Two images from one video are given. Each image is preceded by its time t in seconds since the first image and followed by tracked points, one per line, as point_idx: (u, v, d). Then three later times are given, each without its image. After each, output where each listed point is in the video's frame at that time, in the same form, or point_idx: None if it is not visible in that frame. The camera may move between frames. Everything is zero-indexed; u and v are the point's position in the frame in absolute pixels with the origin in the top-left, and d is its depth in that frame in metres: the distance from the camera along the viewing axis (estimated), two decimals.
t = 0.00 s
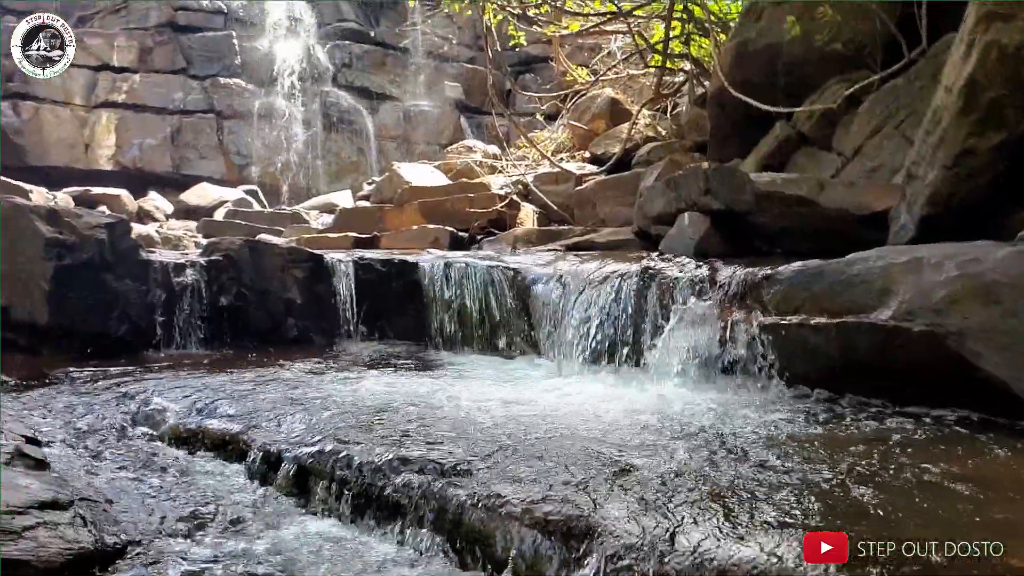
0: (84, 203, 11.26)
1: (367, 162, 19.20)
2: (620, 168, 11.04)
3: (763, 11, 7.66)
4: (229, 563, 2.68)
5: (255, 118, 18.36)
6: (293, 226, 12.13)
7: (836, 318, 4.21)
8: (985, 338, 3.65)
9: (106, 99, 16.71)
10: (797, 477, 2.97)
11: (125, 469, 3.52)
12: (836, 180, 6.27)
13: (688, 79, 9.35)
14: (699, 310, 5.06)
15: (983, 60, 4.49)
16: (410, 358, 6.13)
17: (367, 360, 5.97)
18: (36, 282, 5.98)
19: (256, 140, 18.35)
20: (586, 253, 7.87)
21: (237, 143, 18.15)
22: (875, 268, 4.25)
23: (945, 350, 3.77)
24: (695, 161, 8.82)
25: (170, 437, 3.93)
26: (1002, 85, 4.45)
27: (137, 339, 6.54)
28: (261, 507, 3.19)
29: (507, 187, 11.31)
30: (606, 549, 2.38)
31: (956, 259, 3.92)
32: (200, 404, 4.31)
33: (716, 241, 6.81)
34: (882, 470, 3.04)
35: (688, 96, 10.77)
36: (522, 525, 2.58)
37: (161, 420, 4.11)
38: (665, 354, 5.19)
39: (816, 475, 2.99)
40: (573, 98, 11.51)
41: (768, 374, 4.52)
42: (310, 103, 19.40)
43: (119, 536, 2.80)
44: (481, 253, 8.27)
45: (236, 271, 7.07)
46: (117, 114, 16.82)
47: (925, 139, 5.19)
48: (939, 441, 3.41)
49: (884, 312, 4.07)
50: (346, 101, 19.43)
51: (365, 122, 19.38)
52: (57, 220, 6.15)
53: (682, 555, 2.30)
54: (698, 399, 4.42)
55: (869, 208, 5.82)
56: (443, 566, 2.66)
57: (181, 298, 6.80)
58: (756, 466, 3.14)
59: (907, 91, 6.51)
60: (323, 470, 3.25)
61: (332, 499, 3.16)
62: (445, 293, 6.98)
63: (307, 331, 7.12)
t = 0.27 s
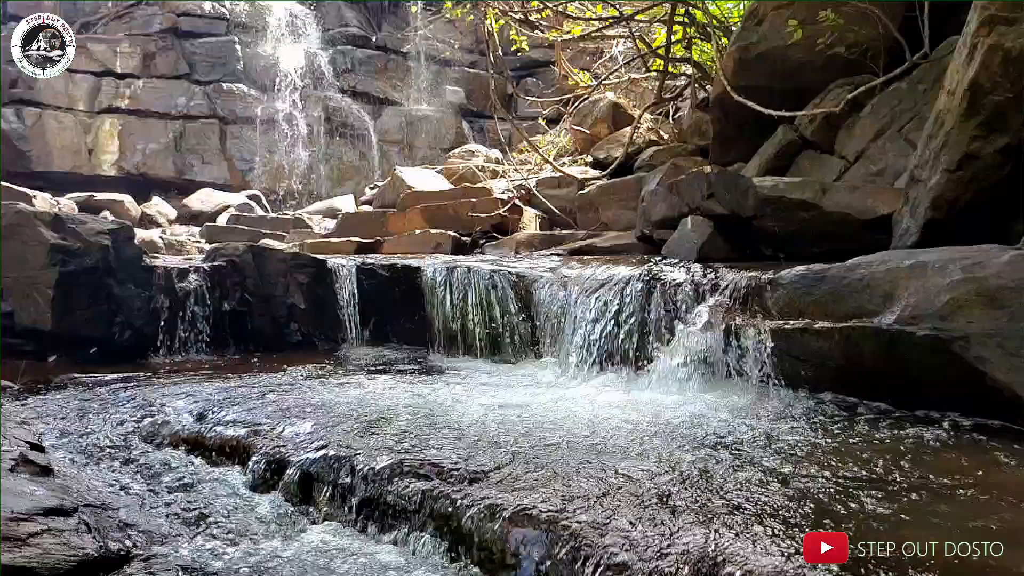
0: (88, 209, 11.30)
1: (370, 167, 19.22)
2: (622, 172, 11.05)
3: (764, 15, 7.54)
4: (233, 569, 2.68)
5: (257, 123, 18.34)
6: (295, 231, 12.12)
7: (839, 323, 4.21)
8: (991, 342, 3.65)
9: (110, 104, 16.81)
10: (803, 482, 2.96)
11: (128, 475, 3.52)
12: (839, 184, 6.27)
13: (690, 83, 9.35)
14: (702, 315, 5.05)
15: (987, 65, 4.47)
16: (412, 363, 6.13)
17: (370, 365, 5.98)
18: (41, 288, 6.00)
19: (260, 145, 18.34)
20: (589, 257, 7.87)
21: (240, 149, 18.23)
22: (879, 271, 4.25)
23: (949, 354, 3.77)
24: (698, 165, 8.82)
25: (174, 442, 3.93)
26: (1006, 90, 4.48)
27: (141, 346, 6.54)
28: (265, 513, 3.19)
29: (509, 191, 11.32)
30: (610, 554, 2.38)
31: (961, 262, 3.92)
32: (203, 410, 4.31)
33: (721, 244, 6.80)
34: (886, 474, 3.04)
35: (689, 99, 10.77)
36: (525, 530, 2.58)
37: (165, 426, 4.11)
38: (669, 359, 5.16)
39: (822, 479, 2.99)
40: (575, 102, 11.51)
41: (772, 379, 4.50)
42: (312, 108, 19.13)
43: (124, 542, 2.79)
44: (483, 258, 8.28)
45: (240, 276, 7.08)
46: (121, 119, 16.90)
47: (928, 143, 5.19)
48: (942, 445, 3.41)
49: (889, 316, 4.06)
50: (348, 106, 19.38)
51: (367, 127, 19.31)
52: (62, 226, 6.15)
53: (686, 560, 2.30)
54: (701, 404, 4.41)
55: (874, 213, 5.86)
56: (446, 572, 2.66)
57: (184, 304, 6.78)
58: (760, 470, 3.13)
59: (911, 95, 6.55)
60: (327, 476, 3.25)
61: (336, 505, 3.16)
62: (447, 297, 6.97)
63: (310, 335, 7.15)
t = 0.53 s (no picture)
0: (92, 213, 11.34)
1: (372, 170, 19.39)
2: (624, 176, 11.06)
3: (767, 19, 7.52)
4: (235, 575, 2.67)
5: (260, 128, 18.51)
6: (299, 235, 12.13)
7: (843, 328, 4.20)
8: (995, 347, 3.65)
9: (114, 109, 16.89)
10: (805, 488, 2.96)
11: (132, 481, 3.52)
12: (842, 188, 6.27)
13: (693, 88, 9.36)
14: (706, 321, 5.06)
15: (991, 69, 4.45)
16: (414, 367, 6.12)
17: (373, 370, 5.99)
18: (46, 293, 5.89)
19: (262, 150, 18.50)
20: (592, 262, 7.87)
21: (244, 155, 18.37)
22: (883, 277, 4.24)
23: (953, 359, 3.76)
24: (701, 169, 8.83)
25: (176, 447, 3.93)
26: (1010, 95, 4.45)
27: (145, 351, 6.56)
28: (267, 519, 3.19)
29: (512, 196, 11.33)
30: (612, 561, 2.37)
31: (965, 268, 3.92)
32: (207, 415, 4.31)
33: (725, 249, 6.74)
34: (887, 479, 3.04)
35: (691, 104, 10.79)
36: (527, 537, 2.57)
37: (168, 431, 4.11)
38: (672, 364, 5.16)
39: (825, 485, 2.98)
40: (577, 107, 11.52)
41: (775, 384, 4.49)
42: (315, 113, 19.36)
43: (128, 548, 2.79)
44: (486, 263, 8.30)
45: (243, 281, 7.09)
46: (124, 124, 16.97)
47: (931, 148, 5.19)
48: (944, 450, 3.41)
49: (893, 321, 4.06)
50: (351, 112, 19.58)
51: (369, 131, 19.53)
52: (66, 231, 6.12)
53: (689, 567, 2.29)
54: (705, 410, 4.40)
55: (877, 217, 5.85)
56: None
57: (188, 309, 6.77)
58: (764, 476, 3.12)
59: (914, 99, 6.54)
60: (330, 482, 3.24)
61: (338, 511, 3.15)
62: (449, 302, 6.97)
63: (312, 340, 7.12)
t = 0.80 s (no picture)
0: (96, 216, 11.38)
1: (375, 174, 19.39)
2: (627, 181, 11.05)
3: (770, 25, 7.56)
4: None
5: (264, 131, 18.47)
6: (301, 239, 12.15)
7: (846, 335, 4.20)
8: (999, 354, 3.64)
9: (117, 112, 16.96)
10: (808, 495, 2.96)
11: (135, 484, 3.52)
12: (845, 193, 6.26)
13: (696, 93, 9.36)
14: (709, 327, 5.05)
15: (995, 75, 4.43)
16: (414, 372, 6.12)
17: (374, 374, 6.00)
18: (48, 296, 6.03)
19: (265, 153, 18.48)
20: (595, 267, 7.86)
21: (247, 157, 18.25)
22: (887, 283, 4.23)
23: (957, 366, 3.76)
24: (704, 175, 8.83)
25: (179, 451, 3.93)
26: (1013, 101, 4.43)
27: (148, 354, 6.52)
28: (269, 523, 3.19)
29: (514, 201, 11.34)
30: (615, 567, 2.37)
31: (969, 274, 3.91)
32: (211, 418, 4.32)
33: (727, 255, 6.79)
34: (889, 486, 3.05)
35: (695, 109, 10.78)
36: (529, 543, 2.57)
37: (172, 435, 4.12)
38: (675, 369, 5.15)
39: (826, 491, 2.99)
40: (580, 112, 11.52)
41: (780, 391, 4.48)
42: (318, 117, 19.35)
43: (130, 552, 2.79)
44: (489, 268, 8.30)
45: (246, 284, 7.09)
46: (128, 128, 17.03)
47: (935, 154, 5.19)
48: (947, 457, 3.41)
49: (897, 328, 4.05)
50: (354, 115, 19.54)
51: (373, 135, 19.54)
52: (70, 235, 6.21)
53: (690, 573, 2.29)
54: (708, 417, 4.39)
55: (881, 223, 5.82)
56: None
57: (190, 312, 6.76)
58: (766, 484, 3.12)
59: (917, 105, 6.53)
60: (332, 488, 3.24)
61: (339, 515, 3.15)
62: (453, 307, 6.98)
63: (314, 344, 7.11)
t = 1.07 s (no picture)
0: (100, 221, 11.41)
1: (378, 179, 19.38)
2: (630, 188, 11.05)
3: (773, 32, 7.56)
4: None
5: (267, 136, 18.47)
6: (305, 244, 12.17)
7: (851, 342, 4.19)
8: (1005, 362, 3.62)
9: (122, 117, 17.03)
10: (810, 502, 2.95)
11: (139, 490, 3.53)
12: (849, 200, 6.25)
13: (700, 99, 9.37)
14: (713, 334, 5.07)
15: (999, 83, 4.42)
16: (416, 378, 6.12)
17: (376, 380, 5.99)
18: (53, 301, 6.04)
19: (268, 158, 18.46)
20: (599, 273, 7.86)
21: (251, 163, 18.26)
22: (891, 291, 4.22)
23: (961, 374, 3.75)
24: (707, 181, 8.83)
25: (182, 457, 3.93)
26: (1018, 109, 4.42)
27: (151, 359, 6.53)
28: (272, 529, 3.19)
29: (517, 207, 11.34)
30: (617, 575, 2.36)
31: (975, 282, 3.91)
32: (214, 424, 4.32)
33: (730, 261, 6.79)
34: (891, 494, 3.04)
35: (698, 115, 10.79)
36: (531, 550, 2.57)
37: (175, 440, 4.13)
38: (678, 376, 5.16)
39: (829, 499, 2.99)
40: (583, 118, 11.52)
41: (783, 399, 4.47)
42: (321, 123, 19.21)
43: (133, 559, 2.79)
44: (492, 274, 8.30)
45: (250, 289, 7.11)
46: (133, 133, 17.10)
47: (939, 161, 5.18)
48: (951, 466, 3.40)
49: (901, 335, 4.04)
50: (358, 120, 19.55)
51: (376, 141, 19.49)
52: (75, 240, 6.22)
53: None
54: (711, 423, 4.39)
55: (885, 230, 5.81)
56: None
57: (194, 318, 6.77)
58: (768, 491, 3.12)
59: (921, 112, 6.52)
60: (334, 494, 3.24)
61: (342, 522, 3.15)
62: (456, 312, 6.97)
63: (318, 350, 7.10)
